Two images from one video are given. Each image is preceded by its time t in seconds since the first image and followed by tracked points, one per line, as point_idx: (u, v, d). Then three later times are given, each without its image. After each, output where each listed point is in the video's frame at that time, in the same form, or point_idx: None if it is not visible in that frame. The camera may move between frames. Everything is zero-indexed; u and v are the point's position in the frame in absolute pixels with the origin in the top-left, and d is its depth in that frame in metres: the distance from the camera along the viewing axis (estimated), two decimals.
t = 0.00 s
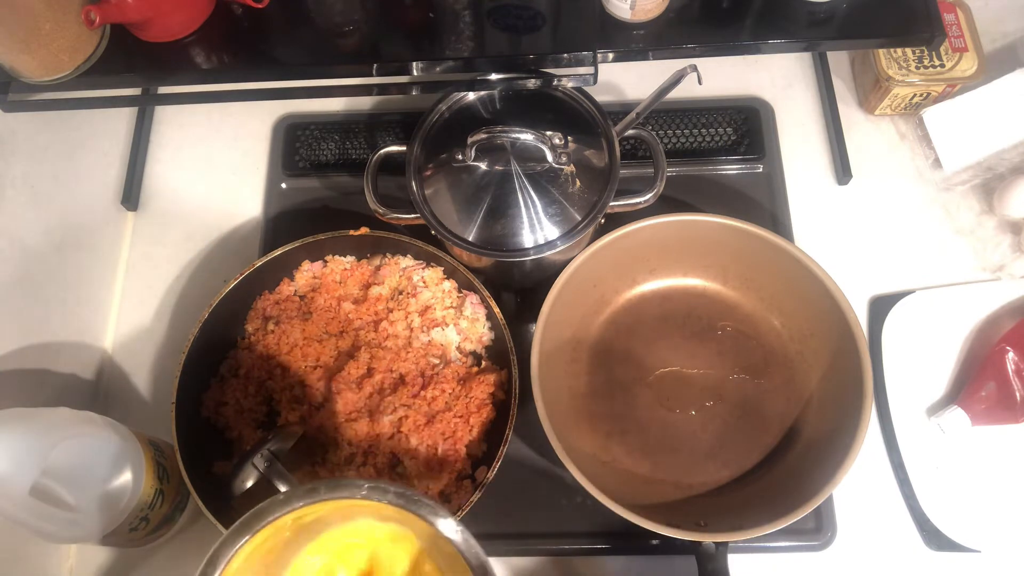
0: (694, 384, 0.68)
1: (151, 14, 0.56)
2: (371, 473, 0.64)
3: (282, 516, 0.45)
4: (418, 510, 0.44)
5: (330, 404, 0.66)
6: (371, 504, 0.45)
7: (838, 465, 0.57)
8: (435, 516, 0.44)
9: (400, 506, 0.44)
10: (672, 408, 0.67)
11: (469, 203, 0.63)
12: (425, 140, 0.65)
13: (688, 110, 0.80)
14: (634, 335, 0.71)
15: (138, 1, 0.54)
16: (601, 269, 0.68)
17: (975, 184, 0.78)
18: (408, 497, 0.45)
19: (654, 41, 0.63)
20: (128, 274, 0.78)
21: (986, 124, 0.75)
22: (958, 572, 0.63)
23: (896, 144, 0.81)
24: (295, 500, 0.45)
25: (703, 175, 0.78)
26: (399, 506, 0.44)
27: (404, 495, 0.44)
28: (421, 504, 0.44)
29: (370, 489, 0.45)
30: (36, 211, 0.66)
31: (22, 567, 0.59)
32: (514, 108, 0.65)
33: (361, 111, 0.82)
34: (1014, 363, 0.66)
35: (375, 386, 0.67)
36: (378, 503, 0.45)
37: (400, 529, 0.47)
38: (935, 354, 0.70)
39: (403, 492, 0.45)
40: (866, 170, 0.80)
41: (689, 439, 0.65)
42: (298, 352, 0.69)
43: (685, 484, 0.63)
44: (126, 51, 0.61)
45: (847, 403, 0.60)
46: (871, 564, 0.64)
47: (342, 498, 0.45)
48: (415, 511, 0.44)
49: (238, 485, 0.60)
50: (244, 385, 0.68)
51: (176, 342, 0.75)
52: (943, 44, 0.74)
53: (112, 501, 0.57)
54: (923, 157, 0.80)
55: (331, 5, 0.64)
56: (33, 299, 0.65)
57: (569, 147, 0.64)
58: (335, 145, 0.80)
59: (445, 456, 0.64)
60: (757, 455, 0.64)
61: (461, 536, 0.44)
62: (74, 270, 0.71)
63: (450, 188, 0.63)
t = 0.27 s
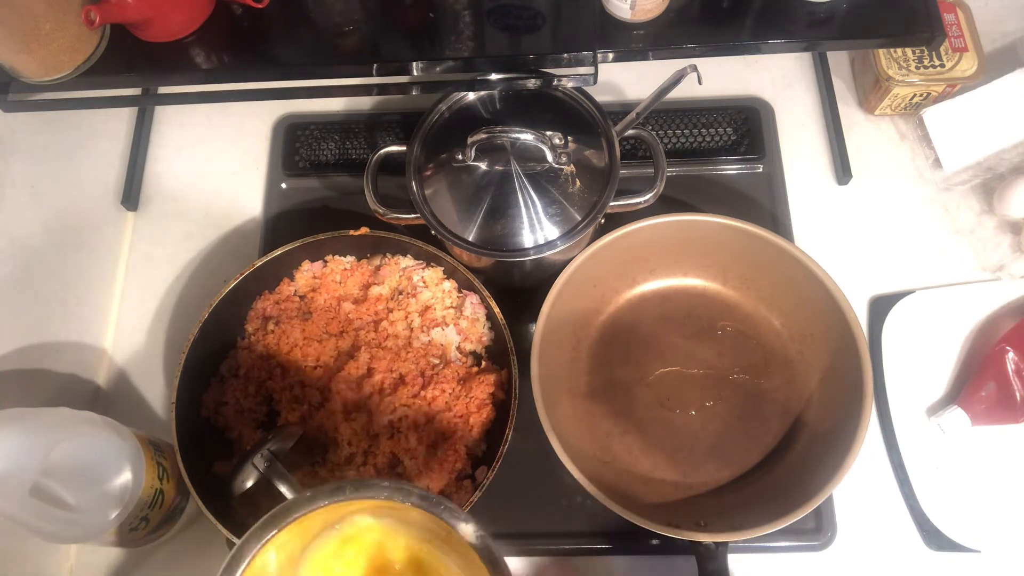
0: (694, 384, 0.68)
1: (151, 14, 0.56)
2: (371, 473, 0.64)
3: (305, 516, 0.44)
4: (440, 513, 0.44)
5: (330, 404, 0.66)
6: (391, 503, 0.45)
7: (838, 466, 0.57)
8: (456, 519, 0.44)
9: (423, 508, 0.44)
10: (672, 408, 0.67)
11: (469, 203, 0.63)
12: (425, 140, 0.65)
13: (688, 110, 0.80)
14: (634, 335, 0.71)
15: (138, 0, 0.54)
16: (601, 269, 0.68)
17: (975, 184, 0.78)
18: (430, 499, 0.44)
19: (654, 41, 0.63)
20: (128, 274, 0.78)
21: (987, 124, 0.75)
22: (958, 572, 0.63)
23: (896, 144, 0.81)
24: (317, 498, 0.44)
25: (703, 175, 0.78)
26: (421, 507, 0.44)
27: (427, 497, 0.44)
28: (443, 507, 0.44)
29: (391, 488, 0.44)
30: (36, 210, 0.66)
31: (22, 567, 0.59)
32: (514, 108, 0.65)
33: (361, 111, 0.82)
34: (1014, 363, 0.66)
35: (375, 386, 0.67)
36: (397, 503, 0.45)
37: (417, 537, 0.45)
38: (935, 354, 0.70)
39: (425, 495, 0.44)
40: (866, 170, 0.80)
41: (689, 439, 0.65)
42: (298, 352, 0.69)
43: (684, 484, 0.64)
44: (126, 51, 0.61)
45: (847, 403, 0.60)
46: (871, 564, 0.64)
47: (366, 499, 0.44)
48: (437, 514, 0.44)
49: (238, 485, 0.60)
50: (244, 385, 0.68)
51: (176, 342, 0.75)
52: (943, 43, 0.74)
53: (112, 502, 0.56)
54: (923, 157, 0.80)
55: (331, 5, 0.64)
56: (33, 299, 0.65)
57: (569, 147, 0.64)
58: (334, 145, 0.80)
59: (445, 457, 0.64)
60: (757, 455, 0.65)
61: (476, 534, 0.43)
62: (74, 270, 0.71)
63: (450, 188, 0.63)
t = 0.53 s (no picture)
0: (694, 384, 0.68)
1: (151, 14, 0.56)
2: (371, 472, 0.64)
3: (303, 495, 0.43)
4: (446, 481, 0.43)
5: (330, 404, 0.66)
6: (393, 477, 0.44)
7: (838, 465, 0.57)
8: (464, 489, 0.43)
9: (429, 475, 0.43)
10: (672, 408, 0.67)
11: (469, 203, 0.63)
12: (425, 140, 0.65)
13: (688, 110, 0.80)
14: (634, 335, 0.71)
15: (138, 0, 0.54)
16: (601, 269, 0.68)
17: (975, 184, 0.78)
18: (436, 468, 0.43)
19: (654, 41, 0.63)
20: (128, 274, 0.78)
21: (987, 124, 0.75)
22: (958, 572, 0.63)
23: (896, 144, 0.81)
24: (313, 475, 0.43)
25: (703, 175, 0.78)
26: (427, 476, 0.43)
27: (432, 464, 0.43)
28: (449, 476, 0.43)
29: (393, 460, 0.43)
30: (36, 210, 0.66)
31: (22, 568, 0.59)
32: (514, 108, 0.65)
33: (361, 111, 0.82)
34: (1014, 363, 0.66)
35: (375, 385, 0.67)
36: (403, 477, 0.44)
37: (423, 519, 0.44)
38: (935, 354, 0.70)
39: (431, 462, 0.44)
40: (867, 170, 0.80)
41: (689, 439, 0.65)
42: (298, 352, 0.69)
43: (684, 484, 0.64)
44: (126, 51, 0.61)
45: (847, 403, 0.60)
46: (871, 564, 0.64)
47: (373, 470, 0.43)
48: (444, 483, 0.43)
49: (238, 485, 0.61)
50: (244, 385, 0.68)
51: (176, 342, 0.75)
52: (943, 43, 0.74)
53: (112, 502, 0.56)
54: (923, 157, 0.80)
55: (331, 5, 0.64)
56: (33, 298, 0.65)
57: (569, 147, 0.64)
58: (334, 145, 0.80)
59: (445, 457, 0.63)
60: (757, 455, 0.65)
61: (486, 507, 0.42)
62: (74, 270, 0.71)
63: (450, 188, 0.63)
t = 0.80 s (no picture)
0: (694, 384, 0.68)
1: (151, 14, 0.56)
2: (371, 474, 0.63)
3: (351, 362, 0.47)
4: (476, 359, 0.48)
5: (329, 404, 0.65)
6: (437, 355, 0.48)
7: (838, 465, 0.57)
8: (493, 367, 0.48)
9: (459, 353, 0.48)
10: (673, 408, 0.67)
11: (469, 203, 0.63)
12: (425, 140, 0.65)
13: (688, 110, 0.80)
14: (634, 336, 0.71)
15: (138, 1, 0.54)
16: (601, 270, 0.68)
17: (975, 184, 0.78)
18: (466, 349, 0.48)
19: (654, 41, 0.63)
20: (128, 274, 0.78)
21: (987, 123, 0.75)
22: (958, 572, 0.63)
23: (896, 143, 0.81)
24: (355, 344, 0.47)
25: (703, 175, 0.78)
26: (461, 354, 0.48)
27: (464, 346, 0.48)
28: (478, 357, 0.48)
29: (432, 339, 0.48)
30: (36, 210, 0.66)
31: (22, 568, 0.59)
32: (514, 108, 0.65)
33: (361, 111, 0.82)
34: (1014, 363, 0.66)
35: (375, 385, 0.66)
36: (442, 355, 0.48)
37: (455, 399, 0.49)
38: (935, 354, 0.70)
39: (463, 346, 0.48)
40: (867, 170, 0.80)
41: (690, 439, 0.65)
42: (298, 351, 0.69)
43: (685, 484, 0.64)
44: (126, 51, 0.61)
45: (847, 402, 0.60)
46: (871, 564, 0.64)
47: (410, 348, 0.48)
48: (474, 360, 0.48)
49: (238, 485, 0.64)
50: (244, 386, 0.68)
51: (176, 342, 0.75)
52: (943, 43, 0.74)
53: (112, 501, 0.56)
54: (923, 157, 0.80)
55: (331, 5, 0.64)
56: (33, 298, 0.65)
57: (569, 147, 0.64)
58: (334, 145, 0.80)
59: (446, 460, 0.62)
60: (758, 455, 0.65)
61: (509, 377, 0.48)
62: (74, 269, 0.71)
63: (450, 188, 0.63)
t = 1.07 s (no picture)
0: (694, 384, 0.68)
1: (151, 14, 0.56)
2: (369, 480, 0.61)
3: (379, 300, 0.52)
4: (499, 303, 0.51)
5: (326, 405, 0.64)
6: (458, 296, 0.52)
7: (836, 465, 0.57)
8: (514, 310, 0.51)
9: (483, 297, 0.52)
10: (672, 409, 0.67)
11: (469, 203, 0.63)
12: (425, 139, 0.65)
13: (688, 110, 0.80)
14: (634, 336, 0.71)
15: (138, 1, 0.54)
16: (600, 270, 0.68)
17: (975, 184, 0.77)
18: (491, 291, 0.52)
19: (654, 41, 0.63)
20: (128, 273, 0.78)
21: (987, 123, 0.75)
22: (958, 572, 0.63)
23: (896, 143, 0.81)
24: (382, 285, 0.51)
25: (704, 175, 0.78)
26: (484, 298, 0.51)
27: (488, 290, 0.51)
28: (502, 300, 0.51)
29: (455, 281, 0.51)
30: (36, 210, 0.66)
31: (22, 568, 0.59)
32: (514, 108, 0.65)
33: (361, 111, 0.82)
34: (1013, 362, 0.66)
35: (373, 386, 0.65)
36: (463, 296, 0.52)
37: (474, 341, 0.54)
38: (935, 354, 0.70)
39: (486, 287, 0.52)
40: (867, 170, 0.80)
41: (689, 440, 0.66)
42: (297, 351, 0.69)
43: (684, 484, 0.64)
44: (127, 51, 0.61)
45: (847, 402, 0.60)
46: (871, 564, 0.64)
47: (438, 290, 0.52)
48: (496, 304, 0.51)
49: (238, 485, 0.61)
50: (243, 386, 0.68)
51: (176, 341, 0.75)
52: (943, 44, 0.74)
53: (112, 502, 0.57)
54: (924, 157, 0.79)
55: (331, 5, 0.64)
56: (33, 298, 0.65)
57: (569, 147, 0.64)
58: (334, 145, 0.80)
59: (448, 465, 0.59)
60: (757, 456, 0.65)
61: (526, 321, 0.51)
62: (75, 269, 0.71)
63: (450, 188, 0.63)
